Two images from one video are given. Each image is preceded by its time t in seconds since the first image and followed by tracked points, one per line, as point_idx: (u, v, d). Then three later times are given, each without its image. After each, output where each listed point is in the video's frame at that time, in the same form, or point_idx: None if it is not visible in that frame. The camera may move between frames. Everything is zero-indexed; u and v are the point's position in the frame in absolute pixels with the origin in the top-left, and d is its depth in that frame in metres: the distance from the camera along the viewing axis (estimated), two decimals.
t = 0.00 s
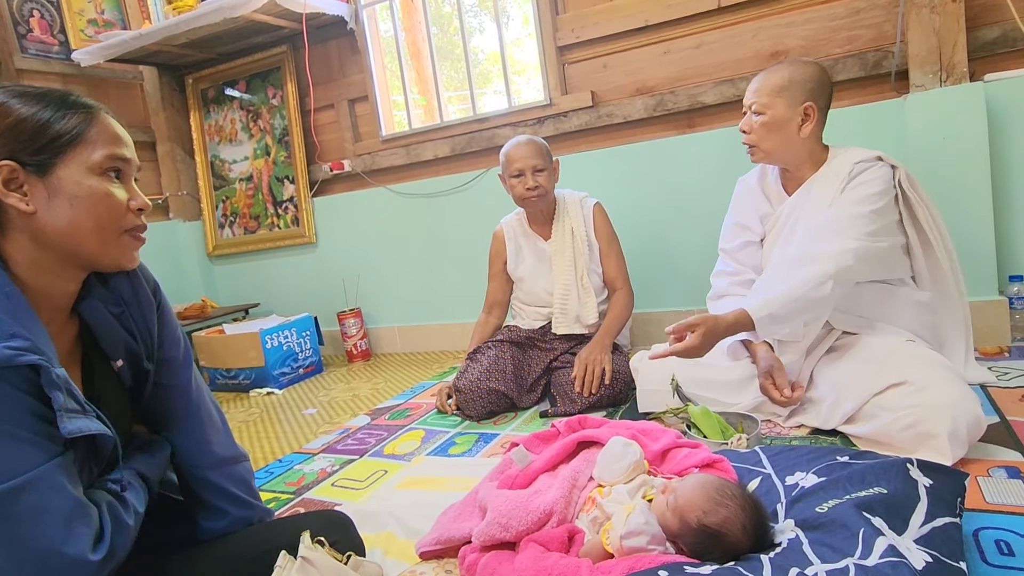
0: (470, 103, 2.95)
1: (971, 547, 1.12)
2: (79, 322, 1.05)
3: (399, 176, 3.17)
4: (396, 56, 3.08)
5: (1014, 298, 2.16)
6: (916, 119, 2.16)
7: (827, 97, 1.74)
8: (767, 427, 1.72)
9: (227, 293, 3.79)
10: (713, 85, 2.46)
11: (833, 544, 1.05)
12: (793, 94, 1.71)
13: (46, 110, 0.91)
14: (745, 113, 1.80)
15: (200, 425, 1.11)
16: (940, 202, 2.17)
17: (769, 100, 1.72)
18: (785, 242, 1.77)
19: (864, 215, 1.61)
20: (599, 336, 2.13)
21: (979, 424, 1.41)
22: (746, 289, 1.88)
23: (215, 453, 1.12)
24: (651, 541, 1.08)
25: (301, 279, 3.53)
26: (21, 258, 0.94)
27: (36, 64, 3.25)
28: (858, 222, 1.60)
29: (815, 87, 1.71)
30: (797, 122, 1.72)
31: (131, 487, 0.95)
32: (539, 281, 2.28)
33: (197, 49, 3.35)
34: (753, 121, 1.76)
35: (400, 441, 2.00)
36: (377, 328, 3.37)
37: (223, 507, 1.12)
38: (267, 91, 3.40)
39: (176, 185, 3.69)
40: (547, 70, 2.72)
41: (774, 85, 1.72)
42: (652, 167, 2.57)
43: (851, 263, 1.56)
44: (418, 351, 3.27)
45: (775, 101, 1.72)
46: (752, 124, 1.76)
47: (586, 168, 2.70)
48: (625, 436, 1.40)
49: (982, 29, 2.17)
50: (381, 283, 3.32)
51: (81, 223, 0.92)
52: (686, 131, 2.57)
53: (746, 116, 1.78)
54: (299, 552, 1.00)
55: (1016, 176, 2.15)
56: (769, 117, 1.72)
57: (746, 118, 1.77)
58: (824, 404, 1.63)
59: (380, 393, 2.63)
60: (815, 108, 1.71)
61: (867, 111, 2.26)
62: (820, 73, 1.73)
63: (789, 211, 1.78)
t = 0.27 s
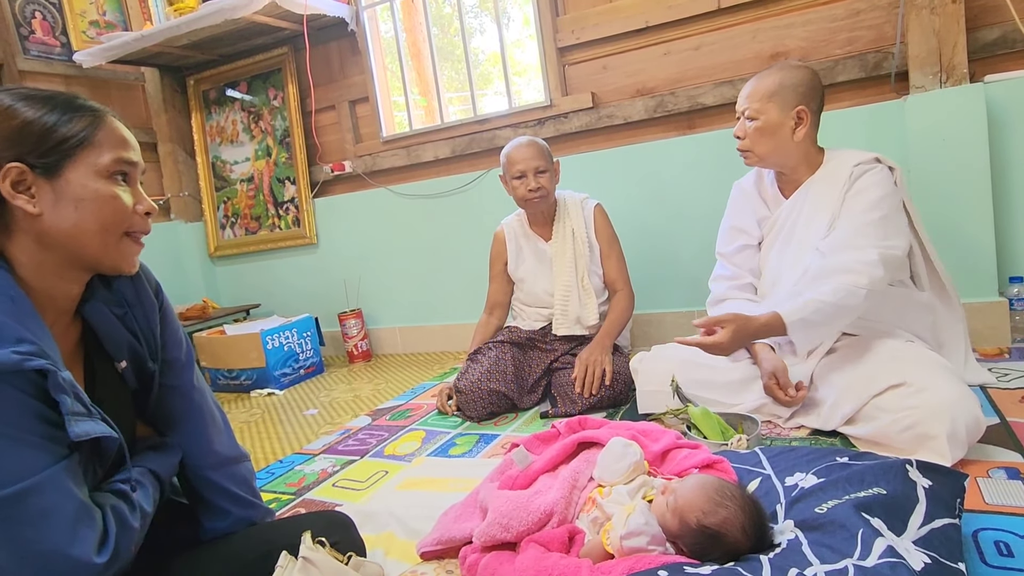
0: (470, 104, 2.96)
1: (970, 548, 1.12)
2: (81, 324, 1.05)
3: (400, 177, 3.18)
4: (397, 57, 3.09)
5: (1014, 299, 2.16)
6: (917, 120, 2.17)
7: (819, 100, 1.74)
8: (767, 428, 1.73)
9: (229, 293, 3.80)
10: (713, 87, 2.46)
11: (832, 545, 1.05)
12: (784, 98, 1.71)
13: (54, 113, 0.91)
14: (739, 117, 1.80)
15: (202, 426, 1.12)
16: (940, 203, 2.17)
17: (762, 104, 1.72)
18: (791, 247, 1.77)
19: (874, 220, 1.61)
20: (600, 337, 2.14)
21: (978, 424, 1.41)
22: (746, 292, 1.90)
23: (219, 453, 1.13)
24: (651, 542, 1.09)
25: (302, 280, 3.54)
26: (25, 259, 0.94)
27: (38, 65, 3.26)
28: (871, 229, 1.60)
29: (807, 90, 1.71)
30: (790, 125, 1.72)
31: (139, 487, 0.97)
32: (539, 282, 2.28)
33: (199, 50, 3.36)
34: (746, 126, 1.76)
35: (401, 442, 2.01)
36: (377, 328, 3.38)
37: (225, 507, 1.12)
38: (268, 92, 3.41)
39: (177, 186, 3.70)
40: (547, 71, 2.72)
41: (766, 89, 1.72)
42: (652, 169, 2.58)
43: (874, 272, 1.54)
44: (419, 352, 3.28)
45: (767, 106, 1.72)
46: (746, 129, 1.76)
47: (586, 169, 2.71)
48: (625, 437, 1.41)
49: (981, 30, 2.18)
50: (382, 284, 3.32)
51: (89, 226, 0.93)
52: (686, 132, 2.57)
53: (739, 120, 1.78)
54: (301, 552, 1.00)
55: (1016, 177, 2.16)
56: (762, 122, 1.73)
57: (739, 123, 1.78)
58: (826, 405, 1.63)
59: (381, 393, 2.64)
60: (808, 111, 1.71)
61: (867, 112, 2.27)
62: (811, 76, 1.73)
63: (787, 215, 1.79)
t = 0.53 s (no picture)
0: (471, 105, 2.96)
1: (971, 549, 1.12)
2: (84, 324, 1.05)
3: (401, 178, 3.18)
4: (397, 58, 3.09)
5: (1014, 300, 2.16)
6: (918, 121, 2.17)
7: (823, 101, 1.74)
8: (767, 429, 1.73)
9: (229, 294, 3.80)
10: (714, 87, 2.46)
11: (833, 546, 1.05)
12: (788, 99, 1.71)
13: (62, 116, 0.91)
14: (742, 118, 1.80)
15: (203, 426, 1.12)
16: (942, 203, 2.17)
17: (767, 105, 1.72)
18: (800, 247, 1.76)
19: (895, 220, 1.60)
20: (601, 338, 2.14)
21: (979, 425, 1.40)
22: (747, 293, 1.91)
23: (220, 453, 1.13)
24: (651, 543, 1.09)
25: (303, 280, 3.54)
26: (31, 261, 0.94)
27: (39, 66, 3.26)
28: (894, 228, 1.59)
29: (810, 91, 1.71)
30: (795, 126, 1.72)
31: (141, 487, 0.97)
32: (540, 283, 2.28)
33: (200, 52, 3.37)
34: (751, 127, 1.75)
35: (401, 443, 2.01)
36: (378, 329, 3.38)
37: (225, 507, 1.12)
38: (269, 93, 3.41)
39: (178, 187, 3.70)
40: (548, 72, 2.72)
41: (771, 91, 1.72)
42: (653, 170, 2.58)
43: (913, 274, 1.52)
44: (420, 353, 3.28)
45: (771, 107, 1.72)
46: (750, 129, 1.75)
47: (587, 170, 2.71)
48: (626, 438, 1.41)
49: (982, 31, 2.18)
50: (383, 285, 3.32)
51: (97, 228, 0.93)
52: (687, 133, 2.57)
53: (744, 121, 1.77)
54: (301, 553, 1.00)
55: (1017, 178, 2.16)
56: (767, 123, 1.72)
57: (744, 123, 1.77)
58: (824, 406, 1.61)
59: (382, 394, 2.64)
60: (813, 111, 1.71)
61: (868, 113, 2.27)
62: (814, 77, 1.73)
63: (791, 215, 1.79)
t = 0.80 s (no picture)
0: (472, 105, 2.96)
1: (972, 549, 1.12)
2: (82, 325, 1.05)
3: (402, 178, 3.18)
4: (398, 59, 3.09)
5: (1016, 300, 2.16)
6: (919, 121, 2.17)
7: (835, 99, 1.74)
8: (768, 429, 1.73)
9: (230, 295, 3.80)
10: (715, 88, 2.46)
11: (834, 546, 1.05)
12: (800, 99, 1.70)
13: (51, 112, 0.91)
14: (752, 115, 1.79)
15: (201, 427, 1.12)
16: (943, 203, 2.17)
17: (778, 105, 1.72)
18: (808, 247, 1.77)
19: (909, 222, 1.63)
20: (602, 338, 2.14)
21: (982, 426, 1.40)
22: (751, 292, 1.90)
23: (219, 454, 1.13)
24: (651, 543, 1.09)
25: (304, 281, 3.54)
26: (26, 261, 0.94)
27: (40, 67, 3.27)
28: (910, 231, 1.62)
29: (822, 90, 1.71)
30: (807, 126, 1.71)
31: (136, 489, 0.96)
32: (541, 284, 2.28)
33: (201, 52, 3.37)
34: (761, 126, 1.74)
35: (402, 443, 2.01)
36: (379, 330, 3.38)
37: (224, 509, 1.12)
38: (270, 93, 3.42)
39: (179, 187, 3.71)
40: (549, 73, 2.72)
41: (782, 91, 1.71)
42: (653, 170, 2.58)
43: (936, 278, 1.56)
44: (421, 353, 3.28)
45: (782, 107, 1.71)
46: (761, 128, 1.75)
47: (588, 171, 2.71)
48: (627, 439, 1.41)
49: (983, 31, 2.18)
50: (384, 285, 3.32)
51: (88, 226, 0.93)
52: (687, 133, 2.57)
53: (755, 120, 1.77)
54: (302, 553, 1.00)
55: (1018, 178, 2.15)
56: (779, 122, 1.72)
57: (755, 122, 1.76)
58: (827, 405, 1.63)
59: (383, 395, 2.64)
60: (825, 111, 1.71)
61: (869, 114, 2.27)
62: (826, 76, 1.72)
63: (798, 214, 1.79)
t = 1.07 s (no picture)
0: (472, 105, 2.96)
1: (973, 549, 1.12)
2: (82, 326, 1.05)
3: (403, 178, 3.18)
4: (399, 58, 3.09)
5: (1018, 299, 2.16)
6: (920, 120, 2.16)
7: (845, 98, 1.73)
8: (769, 429, 1.73)
9: (231, 294, 3.80)
10: (715, 87, 2.46)
11: (835, 546, 1.05)
12: (811, 98, 1.70)
13: (43, 110, 0.91)
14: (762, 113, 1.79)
15: (200, 427, 1.12)
16: (945, 203, 2.16)
17: (789, 104, 1.71)
18: (815, 244, 1.77)
19: (920, 228, 1.63)
20: (602, 338, 2.14)
21: (983, 425, 1.40)
22: (754, 291, 1.90)
23: (217, 455, 1.13)
24: (651, 543, 1.09)
25: (305, 280, 3.54)
26: (24, 263, 0.94)
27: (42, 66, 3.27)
28: (919, 237, 1.63)
29: (833, 89, 1.71)
30: (818, 125, 1.71)
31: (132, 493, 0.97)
32: (542, 283, 2.28)
33: (201, 52, 3.37)
34: (772, 124, 1.74)
35: (403, 442, 2.01)
36: (380, 329, 3.38)
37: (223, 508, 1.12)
38: (271, 93, 3.42)
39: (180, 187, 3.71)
40: (549, 72, 2.72)
41: (792, 89, 1.71)
42: (654, 169, 2.58)
43: (948, 288, 1.57)
44: (422, 352, 3.28)
45: (794, 105, 1.71)
46: (771, 126, 1.74)
47: (589, 170, 2.71)
48: (627, 438, 1.41)
49: (985, 30, 2.17)
50: (385, 284, 3.32)
51: (83, 225, 0.93)
52: (688, 132, 2.57)
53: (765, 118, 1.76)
54: (303, 553, 1.00)
55: (1019, 177, 2.15)
56: (790, 121, 1.71)
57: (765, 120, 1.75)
58: (828, 405, 1.64)
59: (384, 394, 2.64)
60: (837, 110, 1.71)
61: (870, 113, 2.26)
62: (837, 74, 1.72)
63: (804, 212, 1.80)
